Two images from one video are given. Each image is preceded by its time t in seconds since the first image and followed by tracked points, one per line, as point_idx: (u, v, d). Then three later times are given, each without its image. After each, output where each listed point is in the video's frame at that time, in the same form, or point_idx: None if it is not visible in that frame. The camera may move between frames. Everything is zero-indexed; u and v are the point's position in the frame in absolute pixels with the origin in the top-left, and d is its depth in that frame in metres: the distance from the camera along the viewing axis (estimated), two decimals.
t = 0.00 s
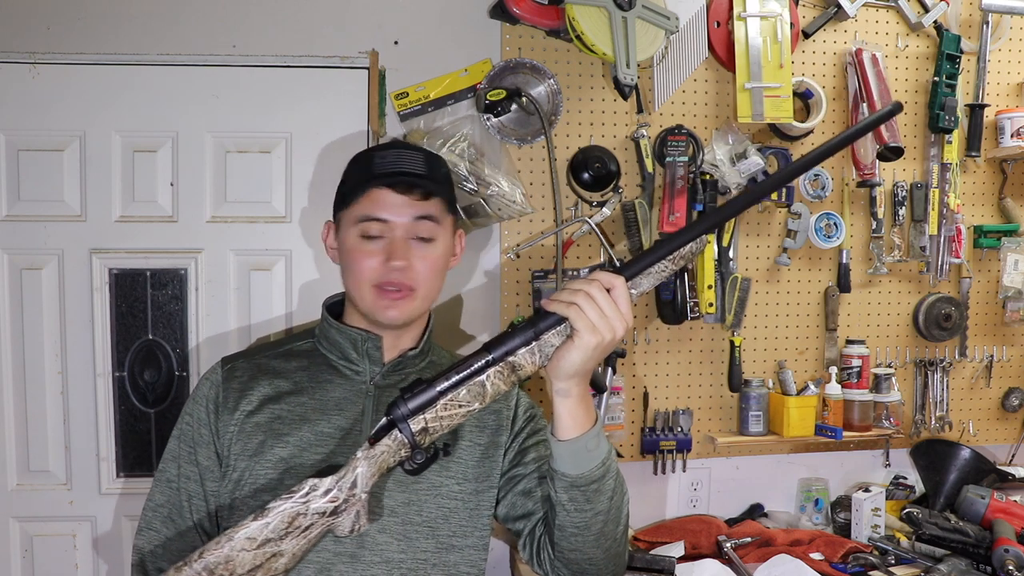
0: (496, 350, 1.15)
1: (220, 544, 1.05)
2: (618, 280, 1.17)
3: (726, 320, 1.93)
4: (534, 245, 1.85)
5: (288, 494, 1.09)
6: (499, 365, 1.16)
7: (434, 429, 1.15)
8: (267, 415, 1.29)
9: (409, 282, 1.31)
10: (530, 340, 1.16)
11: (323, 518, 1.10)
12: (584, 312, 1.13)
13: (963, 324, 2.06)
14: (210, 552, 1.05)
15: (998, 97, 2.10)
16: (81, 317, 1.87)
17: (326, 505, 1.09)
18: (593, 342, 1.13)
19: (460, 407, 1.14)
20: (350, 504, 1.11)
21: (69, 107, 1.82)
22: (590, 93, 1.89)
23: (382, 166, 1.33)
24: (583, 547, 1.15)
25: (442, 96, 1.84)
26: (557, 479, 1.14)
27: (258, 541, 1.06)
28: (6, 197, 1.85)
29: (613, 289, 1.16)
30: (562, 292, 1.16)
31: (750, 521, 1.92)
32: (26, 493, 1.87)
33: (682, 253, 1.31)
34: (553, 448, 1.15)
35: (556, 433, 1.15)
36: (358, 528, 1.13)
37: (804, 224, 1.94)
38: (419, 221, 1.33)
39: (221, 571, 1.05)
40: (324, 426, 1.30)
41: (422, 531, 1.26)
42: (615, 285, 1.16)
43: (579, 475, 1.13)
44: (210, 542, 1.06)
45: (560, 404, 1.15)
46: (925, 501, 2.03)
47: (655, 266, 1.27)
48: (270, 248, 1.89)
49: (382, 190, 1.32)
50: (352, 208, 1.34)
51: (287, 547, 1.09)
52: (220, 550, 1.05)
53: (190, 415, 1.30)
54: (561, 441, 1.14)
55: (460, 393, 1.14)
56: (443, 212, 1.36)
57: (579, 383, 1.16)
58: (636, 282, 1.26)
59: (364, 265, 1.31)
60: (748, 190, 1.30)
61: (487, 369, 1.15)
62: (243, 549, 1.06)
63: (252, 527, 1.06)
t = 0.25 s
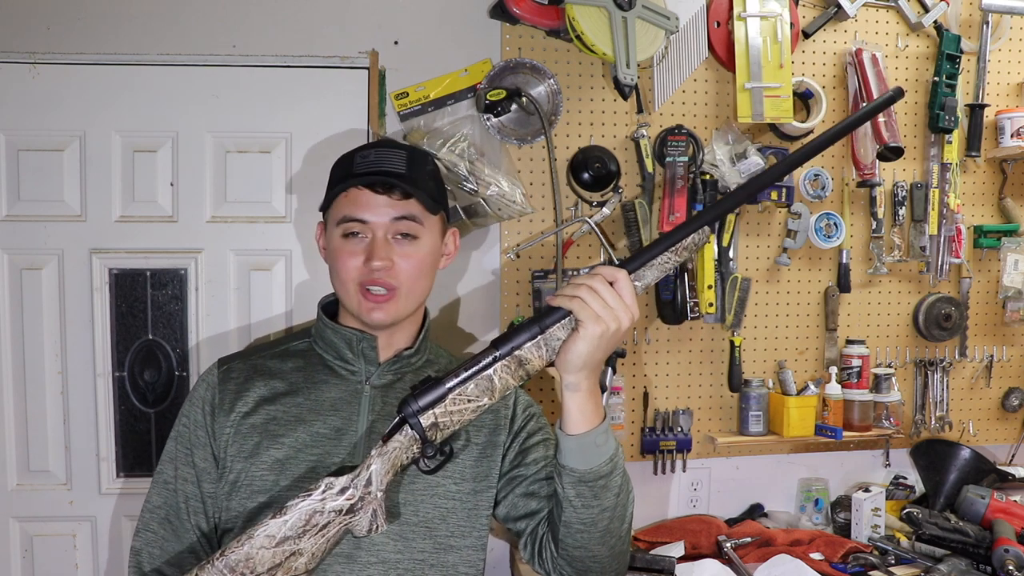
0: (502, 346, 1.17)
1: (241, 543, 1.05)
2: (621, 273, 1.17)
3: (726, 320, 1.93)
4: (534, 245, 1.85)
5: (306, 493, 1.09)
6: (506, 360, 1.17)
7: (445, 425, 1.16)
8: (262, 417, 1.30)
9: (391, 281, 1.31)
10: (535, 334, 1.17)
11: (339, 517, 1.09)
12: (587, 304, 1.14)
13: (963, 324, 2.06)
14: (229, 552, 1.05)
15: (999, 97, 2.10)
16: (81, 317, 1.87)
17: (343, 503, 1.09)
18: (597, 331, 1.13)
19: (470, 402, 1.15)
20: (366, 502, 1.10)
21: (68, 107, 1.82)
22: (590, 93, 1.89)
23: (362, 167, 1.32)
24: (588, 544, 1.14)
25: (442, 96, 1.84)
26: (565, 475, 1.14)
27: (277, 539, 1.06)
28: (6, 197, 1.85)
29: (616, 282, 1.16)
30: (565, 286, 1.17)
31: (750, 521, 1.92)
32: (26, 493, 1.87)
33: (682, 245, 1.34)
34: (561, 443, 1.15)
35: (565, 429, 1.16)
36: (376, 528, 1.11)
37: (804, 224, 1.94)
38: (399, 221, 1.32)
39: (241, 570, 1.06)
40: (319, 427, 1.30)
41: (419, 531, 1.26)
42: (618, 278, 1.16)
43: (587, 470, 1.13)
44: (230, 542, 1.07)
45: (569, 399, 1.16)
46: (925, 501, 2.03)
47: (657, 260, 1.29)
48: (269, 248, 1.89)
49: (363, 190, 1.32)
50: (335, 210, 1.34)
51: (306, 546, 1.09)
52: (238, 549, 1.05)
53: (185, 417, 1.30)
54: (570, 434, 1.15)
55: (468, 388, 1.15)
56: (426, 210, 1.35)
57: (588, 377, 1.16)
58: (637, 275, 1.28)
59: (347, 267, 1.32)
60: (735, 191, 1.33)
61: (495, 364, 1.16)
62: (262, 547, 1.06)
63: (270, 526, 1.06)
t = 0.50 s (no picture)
0: (502, 346, 1.17)
1: (245, 544, 1.06)
2: (620, 272, 1.18)
3: (726, 320, 1.93)
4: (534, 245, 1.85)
5: (307, 494, 1.09)
6: (505, 359, 1.17)
7: (445, 426, 1.15)
8: (261, 418, 1.30)
9: (406, 281, 1.31)
10: (534, 333, 1.17)
11: (341, 518, 1.10)
12: (585, 303, 1.14)
13: (963, 324, 2.06)
14: (231, 554, 1.05)
15: (999, 97, 2.10)
16: (81, 317, 1.87)
17: (344, 504, 1.09)
18: (596, 330, 1.14)
19: (470, 402, 1.15)
20: (367, 504, 1.11)
21: (68, 107, 1.82)
22: (590, 93, 1.89)
23: (375, 167, 1.32)
24: (588, 544, 1.14)
25: (442, 96, 1.84)
26: (564, 475, 1.14)
27: (278, 541, 1.06)
28: (6, 197, 1.85)
29: (614, 281, 1.17)
30: (564, 285, 1.18)
31: (750, 521, 1.92)
32: (26, 493, 1.87)
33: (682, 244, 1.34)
34: (561, 443, 1.15)
35: (565, 428, 1.16)
36: (377, 530, 1.12)
37: (804, 224, 1.94)
38: (414, 222, 1.33)
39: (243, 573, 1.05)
40: (318, 428, 1.30)
41: (418, 532, 1.26)
42: (617, 277, 1.17)
43: (587, 470, 1.13)
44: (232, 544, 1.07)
45: (568, 398, 1.16)
46: (925, 501, 2.03)
47: (657, 258, 1.29)
48: (269, 248, 1.89)
49: (376, 190, 1.32)
50: (345, 210, 1.34)
51: (307, 548, 1.09)
52: (240, 551, 1.05)
53: (184, 419, 1.30)
54: (569, 434, 1.15)
55: (468, 388, 1.15)
56: (438, 211, 1.37)
57: (588, 376, 1.16)
58: (636, 274, 1.28)
59: (360, 267, 1.31)
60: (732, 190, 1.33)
61: (494, 363, 1.16)
62: (264, 549, 1.06)
63: (272, 527, 1.06)
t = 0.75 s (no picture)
0: (498, 347, 1.16)
1: (239, 548, 1.05)
2: (614, 272, 1.19)
3: (726, 320, 1.93)
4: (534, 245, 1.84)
5: (302, 496, 1.09)
6: (501, 360, 1.16)
7: (441, 428, 1.15)
8: (260, 418, 1.30)
9: (398, 275, 1.31)
10: (530, 334, 1.16)
11: (337, 520, 1.09)
12: (580, 303, 1.15)
13: (963, 324, 2.06)
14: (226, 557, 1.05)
15: (999, 97, 2.10)
16: (81, 317, 1.87)
17: (340, 507, 1.09)
18: (592, 330, 1.14)
19: (465, 403, 1.15)
20: (363, 506, 1.10)
21: (68, 107, 1.82)
22: (590, 93, 1.89)
23: (376, 161, 1.34)
24: (587, 545, 1.14)
25: (442, 96, 1.84)
26: (561, 476, 1.14)
27: (274, 544, 1.06)
28: (6, 197, 1.85)
29: (609, 281, 1.17)
30: (559, 287, 1.18)
31: (749, 521, 1.92)
32: (26, 493, 1.87)
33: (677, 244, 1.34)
34: (558, 444, 1.16)
35: (562, 429, 1.16)
36: (373, 532, 1.12)
37: (804, 224, 1.94)
38: (411, 217, 1.34)
39: None
40: (317, 427, 1.30)
41: (417, 532, 1.26)
42: (611, 277, 1.18)
43: (585, 471, 1.13)
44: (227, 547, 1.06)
45: (565, 399, 1.16)
46: (925, 501, 2.03)
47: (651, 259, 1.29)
48: (269, 248, 1.89)
49: (376, 183, 1.34)
50: (345, 202, 1.35)
51: (303, 551, 1.08)
52: (235, 553, 1.05)
53: (183, 418, 1.30)
54: (564, 436, 1.15)
55: (463, 389, 1.14)
56: (436, 209, 1.37)
57: (584, 377, 1.16)
58: (631, 274, 1.28)
59: (354, 259, 1.32)
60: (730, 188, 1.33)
61: (490, 364, 1.16)
62: (260, 552, 1.05)
63: (268, 530, 1.06)
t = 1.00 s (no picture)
0: (500, 348, 1.17)
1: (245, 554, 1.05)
2: (616, 272, 1.18)
3: (726, 320, 1.93)
4: (534, 245, 1.85)
5: (307, 502, 1.09)
6: (504, 361, 1.17)
7: (446, 429, 1.15)
8: (262, 416, 1.30)
9: (400, 273, 1.31)
10: (532, 334, 1.17)
11: (343, 524, 1.09)
12: (582, 303, 1.15)
13: (963, 324, 2.06)
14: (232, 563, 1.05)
15: (999, 97, 2.10)
16: (81, 317, 1.87)
17: (345, 511, 1.09)
18: (594, 330, 1.14)
19: (470, 405, 1.15)
20: (369, 510, 1.10)
21: (69, 107, 1.82)
22: (590, 93, 1.89)
23: (377, 160, 1.35)
24: (588, 544, 1.14)
25: (442, 96, 1.84)
26: (564, 475, 1.14)
27: (281, 549, 1.06)
28: (6, 197, 1.85)
29: (610, 280, 1.17)
30: (560, 287, 1.19)
31: (749, 521, 1.92)
32: (26, 493, 1.87)
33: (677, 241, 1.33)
34: (560, 443, 1.16)
35: (563, 428, 1.16)
36: (379, 536, 1.12)
37: (804, 224, 1.94)
38: (412, 215, 1.33)
39: None
40: (319, 427, 1.30)
41: (418, 532, 1.26)
42: (613, 276, 1.17)
43: (587, 471, 1.13)
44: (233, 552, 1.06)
45: (567, 399, 1.16)
46: (925, 501, 2.02)
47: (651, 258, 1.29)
48: (269, 248, 1.89)
49: (377, 182, 1.34)
50: (347, 202, 1.35)
51: (310, 555, 1.09)
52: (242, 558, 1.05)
53: (186, 416, 1.30)
54: (568, 435, 1.15)
55: (467, 391, 1.15)
56: (438, 207, 1.37)
57: (587, 376, 1.16)
58: (632, 273, 1.27)
59: (357, 257, 1.31)
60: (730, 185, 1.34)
61: (493, 366, 1.16)
62: (267, 558, 1.06)
63: (274, 536, 1.06)
